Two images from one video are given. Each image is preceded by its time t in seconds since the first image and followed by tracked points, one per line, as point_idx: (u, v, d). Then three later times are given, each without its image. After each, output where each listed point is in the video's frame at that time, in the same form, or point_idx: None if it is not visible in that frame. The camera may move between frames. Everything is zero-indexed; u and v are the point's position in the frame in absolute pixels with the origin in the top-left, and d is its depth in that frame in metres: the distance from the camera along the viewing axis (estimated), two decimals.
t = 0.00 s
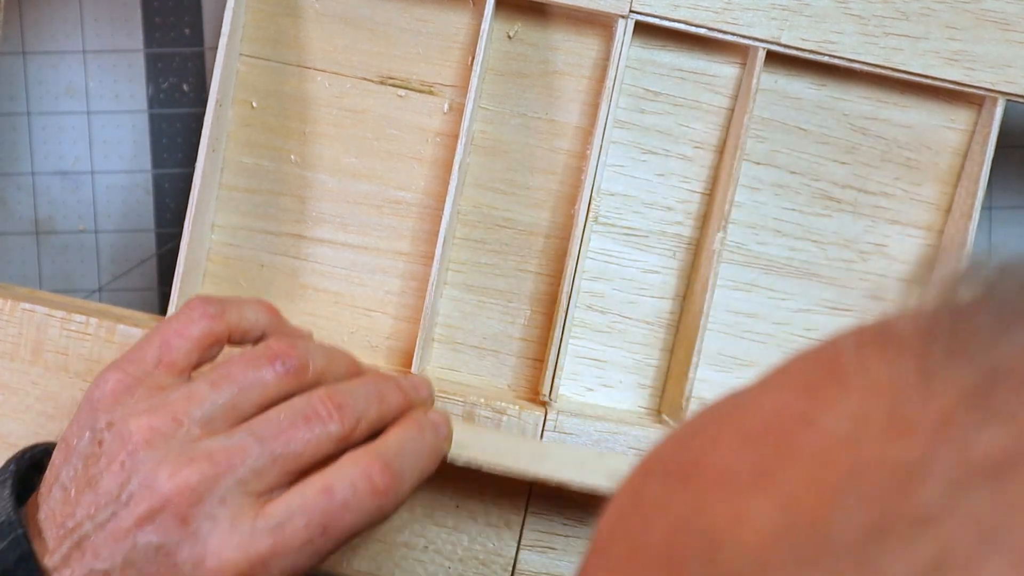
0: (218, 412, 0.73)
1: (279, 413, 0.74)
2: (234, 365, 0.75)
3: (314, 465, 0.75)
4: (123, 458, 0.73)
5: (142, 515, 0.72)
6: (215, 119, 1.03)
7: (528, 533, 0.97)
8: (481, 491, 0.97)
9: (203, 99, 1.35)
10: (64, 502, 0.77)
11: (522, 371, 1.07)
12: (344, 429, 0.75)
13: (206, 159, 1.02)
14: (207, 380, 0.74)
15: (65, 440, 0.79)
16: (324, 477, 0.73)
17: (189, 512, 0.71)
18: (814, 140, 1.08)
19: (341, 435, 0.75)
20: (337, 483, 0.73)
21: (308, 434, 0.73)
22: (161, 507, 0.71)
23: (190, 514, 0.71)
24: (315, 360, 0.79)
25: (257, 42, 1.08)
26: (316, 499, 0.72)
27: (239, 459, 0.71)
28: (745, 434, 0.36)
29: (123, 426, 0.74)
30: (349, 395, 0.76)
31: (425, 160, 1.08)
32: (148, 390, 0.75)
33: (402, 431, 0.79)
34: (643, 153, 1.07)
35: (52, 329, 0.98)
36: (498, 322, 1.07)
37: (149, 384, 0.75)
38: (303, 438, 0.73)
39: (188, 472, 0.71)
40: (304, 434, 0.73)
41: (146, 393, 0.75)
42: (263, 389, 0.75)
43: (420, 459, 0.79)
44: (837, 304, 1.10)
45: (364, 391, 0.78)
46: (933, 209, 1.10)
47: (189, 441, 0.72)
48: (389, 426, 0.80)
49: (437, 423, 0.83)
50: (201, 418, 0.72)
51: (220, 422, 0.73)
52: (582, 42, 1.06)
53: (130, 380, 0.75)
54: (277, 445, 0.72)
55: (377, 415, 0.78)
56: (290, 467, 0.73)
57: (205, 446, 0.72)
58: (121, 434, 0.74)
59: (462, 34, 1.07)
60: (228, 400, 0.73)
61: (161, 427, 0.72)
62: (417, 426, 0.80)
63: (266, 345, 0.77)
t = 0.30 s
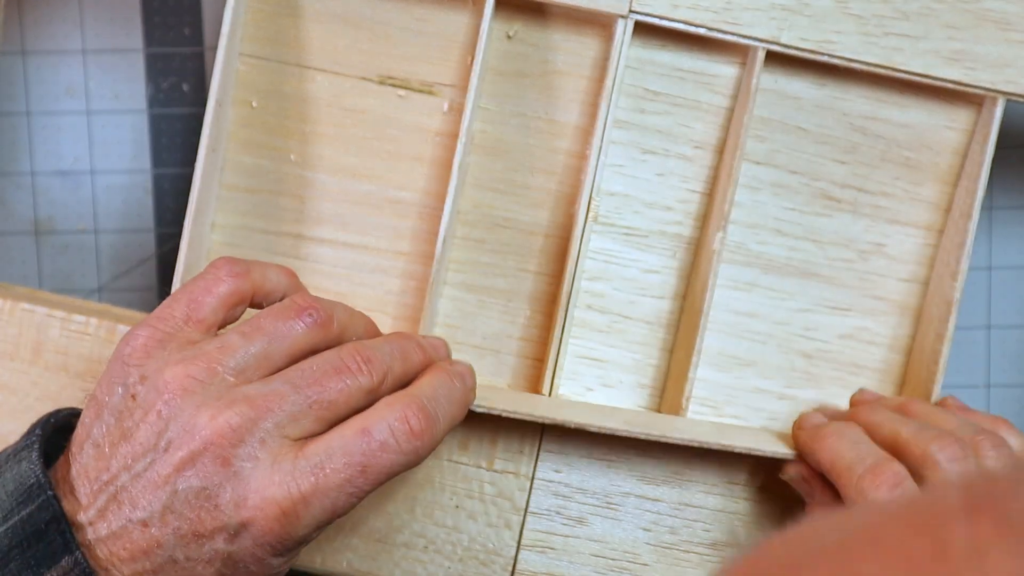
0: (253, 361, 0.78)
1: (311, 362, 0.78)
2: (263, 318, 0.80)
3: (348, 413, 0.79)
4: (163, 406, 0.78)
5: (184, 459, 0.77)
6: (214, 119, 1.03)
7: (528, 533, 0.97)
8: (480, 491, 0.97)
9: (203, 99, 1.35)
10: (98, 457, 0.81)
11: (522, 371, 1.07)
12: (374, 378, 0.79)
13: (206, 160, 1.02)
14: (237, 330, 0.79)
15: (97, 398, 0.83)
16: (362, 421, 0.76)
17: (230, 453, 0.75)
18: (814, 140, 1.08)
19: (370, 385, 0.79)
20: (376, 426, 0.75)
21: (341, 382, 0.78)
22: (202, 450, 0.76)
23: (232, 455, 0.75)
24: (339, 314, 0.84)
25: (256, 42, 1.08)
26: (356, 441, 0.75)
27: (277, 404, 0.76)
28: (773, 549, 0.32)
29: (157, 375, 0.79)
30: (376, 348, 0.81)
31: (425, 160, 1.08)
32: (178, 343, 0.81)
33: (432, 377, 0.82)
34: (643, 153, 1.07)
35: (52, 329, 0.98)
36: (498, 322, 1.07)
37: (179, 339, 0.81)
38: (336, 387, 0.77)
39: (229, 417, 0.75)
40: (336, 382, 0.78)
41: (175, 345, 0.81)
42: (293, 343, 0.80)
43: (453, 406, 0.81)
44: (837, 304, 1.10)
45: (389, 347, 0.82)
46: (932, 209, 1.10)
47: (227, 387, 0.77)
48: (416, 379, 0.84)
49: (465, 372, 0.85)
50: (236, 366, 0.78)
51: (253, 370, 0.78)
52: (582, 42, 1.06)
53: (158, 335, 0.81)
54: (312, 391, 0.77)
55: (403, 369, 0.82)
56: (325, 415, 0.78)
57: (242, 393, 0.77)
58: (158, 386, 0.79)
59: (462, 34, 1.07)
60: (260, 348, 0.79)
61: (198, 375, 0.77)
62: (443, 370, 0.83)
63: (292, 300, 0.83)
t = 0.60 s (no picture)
0: (250, 349, 0.79)
1: (308, 352, 0.79)
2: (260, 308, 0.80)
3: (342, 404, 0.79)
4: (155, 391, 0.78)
5: (176, 444, 0.77)
6: (213, 119, 1.03)
7: (525, 532, 0.97)
8: (478, 491, 0.97)
9: (202, 99, 1.35)
10: (89, 442, 0.81)
11: (520, 371, 1.07)
12: (369, 371, 0.79)
13: (204, 159, 1.02)
14: (234, 319, 0.79)
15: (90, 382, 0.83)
16: (356, 414, 0.76)
17: (223, 439, 0.76)
18: (812, 140, 1.08)
19: (365, 377, 0.79)
20: (370, 419, 0.75)
21: (337, 372, 0.78)
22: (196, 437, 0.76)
23: (225, 441, 0.75)
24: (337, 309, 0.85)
25: (256, 42, 1.08)
26: (349, 432, 0.75)
27: (273, 391, 0.76)
28: None
29: (152, 360, 0.79)
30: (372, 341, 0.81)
31: (423, 159, 1.08)
32: (174, 331, 0.81)
33: (428, 374, 0.82)
34: (641, 153, 1.07)
35: (50, 328, 0.98)
36: (496, 321, 1.08)
37: (175, 326, 0.81)
38: (331, 376, 0.78)
39: (225, 403, 0.75)
40: (332, 372, 0.78)
41: (172, 333, 0.81)
42: (290, 333, 0.80)
43: (447, 404, 0.81)
44: (835, 304, 1.10)
45: (385, 341, 0.82)
46: (931, 209, 1.10)
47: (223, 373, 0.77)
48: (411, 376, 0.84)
49: (462, 370, 0.85)
50: (232, 354, 0.78)
51: (249, 358, 0.79)
52: (581, 42, 1.06)
53: (154, 322, 0.81)
54: (308, 380, 0.77)
55: (398, 364, 0.82)
56: (319, 404, 0.78)
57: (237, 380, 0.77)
58: (152, 371, 0.79)
59: (461, 35, 1.07)
60: (257, 337, 0.79)
61: (194, 361, 0.77)
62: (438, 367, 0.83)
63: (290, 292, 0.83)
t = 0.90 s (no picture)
0: (260, 338, 0.79)
1: (317, 344, 0.79)
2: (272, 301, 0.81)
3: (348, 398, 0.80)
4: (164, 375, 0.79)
5: (182, 429, 0.77)
6: (215, 122, 1.03)
7: (526, 534, 0.98)
8: (479, 493, 0.98)
9: (203, 100, 1.35)
10: (96, 426, 0.82)
11: (521, 372, 1.07)
12: (376, 367, 0.80)
13: (206, 162, 1.02)
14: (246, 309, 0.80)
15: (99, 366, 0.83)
16: (366, 409, 0.76)
17: (231, 425, 0.76)
18: (813, 143, 1.09)
19: (373, 372, 0.80)
20: (379, 414, 0.76)
21: (347, 366, 0.78)
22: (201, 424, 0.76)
23: (233, 426, 0.76)
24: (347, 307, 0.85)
25: (257, 44, 1.08)
26: (357, 425, 0.75)
27: (281, 380, 0.77)
28: None
29: (162, 345, 0.80)
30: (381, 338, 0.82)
31: (424, 162, 1.09)
32: (184, 318, 0.82)
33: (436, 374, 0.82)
34: (642, 156, 1.07)
35: (53, 330, 0.99)
36: (498, 324, 1.08)
37: (186, 314, 0.82)
38: (339, 369, 0.78)
39: (234, 388, 0.76)
40: (340, 366, 0.78)
41: (182, 321, 0.81)
42: (301, 325, 0.81)
43: (454, 404, 0.81)
44: (835, 307, 1.10)
45: (392, 338, 0.83)
46: (931, 212, 1.10)
47: (232, 361, 0.78)
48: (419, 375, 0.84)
49: (469, 368, 0.86)
50: (242, 343, 0.79)
51: (259, 347, 0.79)
52: (582, 45, 1.06)
53: (166, 310, 0.82)
54: (316, 372, 0.77)
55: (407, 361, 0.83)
56: (326, 395, 0.78)
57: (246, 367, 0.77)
58: (162, 354, 0.79)
59: (461, 38, 1.07)
60: (268, 328, 0.79)
61: (203, 347, 0.78)
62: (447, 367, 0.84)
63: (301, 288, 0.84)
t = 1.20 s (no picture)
0: (217, 341, 0.75)
1: (278, 343, 0.75)
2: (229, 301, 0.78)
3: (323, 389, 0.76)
4: (97, 408, 0.72)
5: (137, 467, 0.69)
6: (215, 119, 1.03)
7: (530, 533, 0.97)
8: (481, 491, 0.97)
9: (203, 99, 1.35)
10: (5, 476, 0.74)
11: (523, 370, 1.07)
12: (368, 347, 0.77)
13: (206, 160, 1.02)
14: (201, 312, 0.77)
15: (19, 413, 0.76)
16: (369, 407, 0.72)
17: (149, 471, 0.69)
18: (814, 139, 1.08)
19: (347, 359, 0.76)
20: (382, 412, 0.72)
21: (321, 355, 0.74)
22: (161, 458, 0.69)
23: (153, 472, 0.69)
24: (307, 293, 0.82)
25: (257, 42, 1.08)
26: (354, 426, 0.71)
27: (250, 388, 0.71)
28: None
29: (87, 378, 0.74)
30: (353, 319, 0.78)
31: (425, 159, 1.08)
32: (115, 348, 0.77)
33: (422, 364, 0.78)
34: (643, 153, 1.07)
35: (54, 329, 0.98)
36: (499, 321, 1.08)
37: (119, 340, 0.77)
38: (259, 398, 0.71)
39: (195, 402, 0.71)
40: (314, 354, 0.74)
41: (108, 351, 0.76)
42: (263, 317, 0.79)
43: (400, 431, 0.72)
44: (836, 304, 1.10)
45: (321, 350, 0.74)
46: (933, 208, 1.10)
47: (180, 376, 0.73)
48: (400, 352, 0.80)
49: (448, 367, 0.76)
50: (159, 377, 0.72)
51: (208, 355, 0.74)
52: (582, 41, 1.06)
53: (85, 344, 0.77)
54: (282, 372, 0.72)
55: (384, 335, 0.78)
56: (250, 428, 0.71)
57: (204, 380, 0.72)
58: (86, 386, 0.73)
59: (462, 34, 1.07)
60: (227, 328, 0.76)
61: (149, 364, 0.73)
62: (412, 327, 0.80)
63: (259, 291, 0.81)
